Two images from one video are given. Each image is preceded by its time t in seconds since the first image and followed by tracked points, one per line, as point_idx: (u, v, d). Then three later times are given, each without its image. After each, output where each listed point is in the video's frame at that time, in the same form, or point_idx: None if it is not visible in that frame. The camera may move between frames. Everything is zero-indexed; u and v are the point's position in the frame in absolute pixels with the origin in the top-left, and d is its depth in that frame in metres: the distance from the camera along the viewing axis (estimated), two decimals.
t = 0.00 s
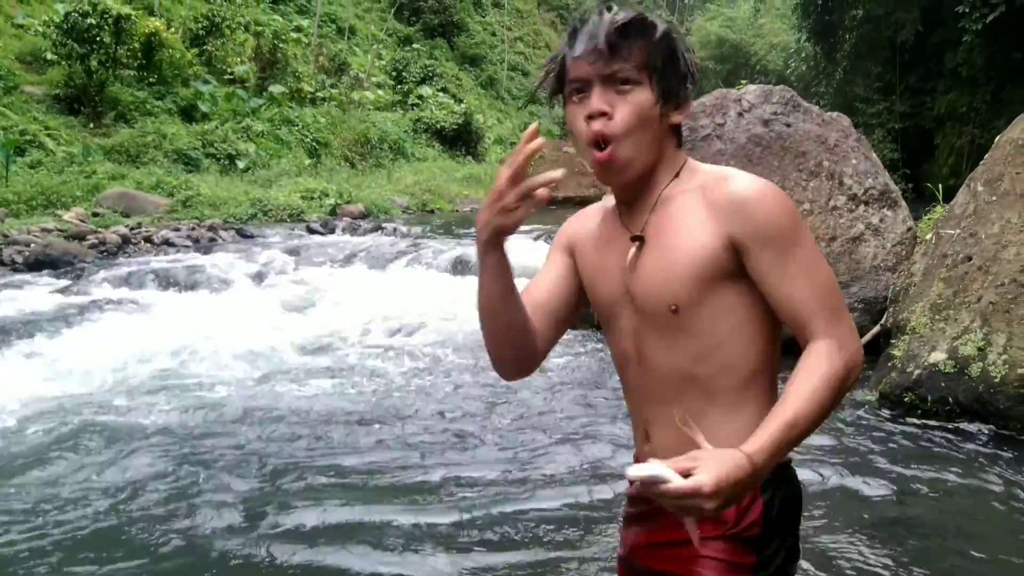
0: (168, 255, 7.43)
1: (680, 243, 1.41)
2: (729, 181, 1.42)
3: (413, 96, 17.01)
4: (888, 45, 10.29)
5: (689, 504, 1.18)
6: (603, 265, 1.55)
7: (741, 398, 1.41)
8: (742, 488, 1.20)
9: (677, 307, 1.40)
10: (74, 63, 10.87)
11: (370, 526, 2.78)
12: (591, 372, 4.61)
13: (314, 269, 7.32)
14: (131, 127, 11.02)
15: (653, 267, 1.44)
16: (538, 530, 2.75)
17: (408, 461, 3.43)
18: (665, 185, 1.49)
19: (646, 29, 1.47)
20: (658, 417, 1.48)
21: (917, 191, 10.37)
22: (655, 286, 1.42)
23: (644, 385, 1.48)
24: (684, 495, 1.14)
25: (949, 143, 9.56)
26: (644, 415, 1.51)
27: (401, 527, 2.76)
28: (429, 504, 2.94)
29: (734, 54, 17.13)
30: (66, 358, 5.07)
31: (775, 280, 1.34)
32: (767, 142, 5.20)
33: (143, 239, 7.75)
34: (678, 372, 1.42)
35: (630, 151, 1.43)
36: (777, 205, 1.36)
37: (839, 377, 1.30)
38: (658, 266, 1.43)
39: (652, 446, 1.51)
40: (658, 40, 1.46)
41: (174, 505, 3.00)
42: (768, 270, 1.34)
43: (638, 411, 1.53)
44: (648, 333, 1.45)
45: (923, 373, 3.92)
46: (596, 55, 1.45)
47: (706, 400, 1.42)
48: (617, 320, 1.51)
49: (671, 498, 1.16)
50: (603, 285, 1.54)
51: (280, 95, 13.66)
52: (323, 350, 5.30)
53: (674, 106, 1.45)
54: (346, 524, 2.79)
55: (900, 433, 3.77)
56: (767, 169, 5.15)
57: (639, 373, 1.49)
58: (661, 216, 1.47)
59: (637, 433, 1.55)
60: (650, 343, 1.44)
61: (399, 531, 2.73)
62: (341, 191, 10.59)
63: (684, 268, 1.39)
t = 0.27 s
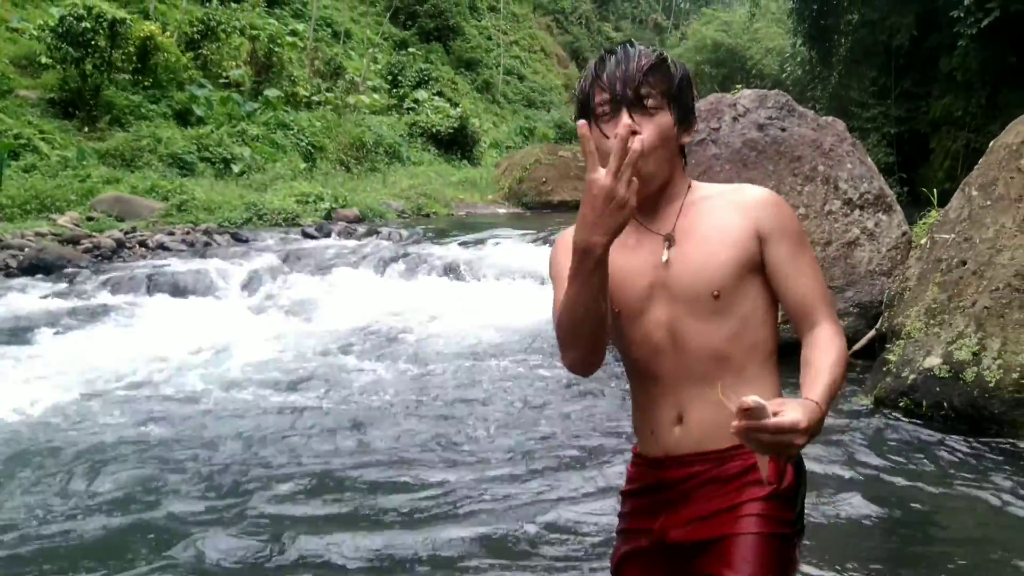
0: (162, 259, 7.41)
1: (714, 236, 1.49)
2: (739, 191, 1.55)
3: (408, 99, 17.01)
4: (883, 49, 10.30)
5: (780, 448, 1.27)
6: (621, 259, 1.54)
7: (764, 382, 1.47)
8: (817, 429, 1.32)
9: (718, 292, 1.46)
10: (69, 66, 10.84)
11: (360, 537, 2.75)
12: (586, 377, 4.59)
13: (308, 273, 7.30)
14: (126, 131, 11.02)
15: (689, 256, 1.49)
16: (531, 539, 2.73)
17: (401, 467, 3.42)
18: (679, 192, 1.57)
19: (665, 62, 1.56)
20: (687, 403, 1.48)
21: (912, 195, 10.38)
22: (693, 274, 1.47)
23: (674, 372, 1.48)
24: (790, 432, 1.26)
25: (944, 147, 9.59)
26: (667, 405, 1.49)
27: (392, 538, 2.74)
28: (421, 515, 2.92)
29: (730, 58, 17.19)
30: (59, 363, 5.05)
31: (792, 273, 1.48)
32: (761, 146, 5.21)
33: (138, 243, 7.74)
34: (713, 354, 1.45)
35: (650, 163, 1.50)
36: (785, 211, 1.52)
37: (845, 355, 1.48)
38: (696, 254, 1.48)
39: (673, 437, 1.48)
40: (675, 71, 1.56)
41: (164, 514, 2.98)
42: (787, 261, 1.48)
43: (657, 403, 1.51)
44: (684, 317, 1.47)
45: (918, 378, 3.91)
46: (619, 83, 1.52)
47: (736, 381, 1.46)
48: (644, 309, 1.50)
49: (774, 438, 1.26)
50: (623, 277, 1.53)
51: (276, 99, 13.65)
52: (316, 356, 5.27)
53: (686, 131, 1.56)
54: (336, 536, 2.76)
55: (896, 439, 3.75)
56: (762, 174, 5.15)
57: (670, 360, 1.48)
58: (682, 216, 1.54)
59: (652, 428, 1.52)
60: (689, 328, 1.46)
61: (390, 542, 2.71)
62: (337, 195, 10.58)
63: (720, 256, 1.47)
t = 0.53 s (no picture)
0: (159, 263, 7.43)
1: (712, 232, 1.51)
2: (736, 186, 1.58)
3: (406, 104, 17.05)
4: (877, 55, 10.35)
5: (784, 433, 1.32)
6: (626, 255, 1.60)
7: (762, 371, 1.52)
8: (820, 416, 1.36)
9: (716, 288, 1.49)
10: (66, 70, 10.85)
11: (357, 546, 2.78)
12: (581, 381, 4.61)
13: (304, 277, 7.33)
14: (123, 134, 11.05)
15: (688, 252, 1.52)
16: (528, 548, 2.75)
17: (398, 470, 3.44)
18: (678, 190, 1.60)
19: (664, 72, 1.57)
20: (689, 392, 1.52)
21: (907, 200, 10.43)
22: (694, 269, 1.50)
23: (676, 363, 1.52)
24: (791, 417, 1.30)
25: (938, 152, 9.65)
26: (669, 394, 1.54)
27: (389, 547, 2.76)
28: (417, 522, 2.95)
29: (726, 63, 17.25)
30: (57, 366, 5.07)
31: (789, 265, 1.51)
32: (755, 151, 5.23)
33: (135, 247, 7.76)
34: (713, 346, 1.49)
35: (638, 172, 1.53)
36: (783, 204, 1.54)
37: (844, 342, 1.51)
38: (695, 251, 1.51)
39: (676, 423, 1.53)
40: (670, 80, 1.56)
41: (163, 518, 2.99)
42: (784, 255, 1.51)
43: (661, 393, 1.55)
44: (685, 311, 1.51)
45: (912, 383, 3.94)
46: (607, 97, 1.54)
47: (736, 370, 1.50)
48: (648, 304, 1.55)
49: (775, 426, 1.31)
50: (629, 274, 1.59)
51: (273, 103, 13.68)
52: (312, 360, 5.29)
53: (681, 133, 1.57)
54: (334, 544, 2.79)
55: (889, 443, 3.78)
56: (756, 179, 5.18)
57: (672, 351, 1.52)
58: (682, 212, 1.57)
59: (654, 416, 1.57)
60: (691, 323, 1.50)
61: (387, 552, 2.73)
62: (334, 199, 10.61)
63: (718, 251, 1.49)
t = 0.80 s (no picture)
0: (154, 266, 7.42)
1: (686, 246, 1.46)
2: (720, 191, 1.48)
3: (401, 106, 17.06)
4: (872, 58, 10.37)
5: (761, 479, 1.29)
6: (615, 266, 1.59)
7: (753, 382, 1.47)
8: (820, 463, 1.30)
9: (688, 304, 1.44)
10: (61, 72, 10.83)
11: (354, 548, 2.77)
12: (576, 385, 4.61)
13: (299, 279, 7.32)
14: (118, 137, 11.04)
15: (664, 267, 1.48)
16: (523, 550, 2.74)
17: (393, 474, 3.44)
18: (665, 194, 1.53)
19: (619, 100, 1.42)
20: (676, 402, 1.50)
21: (902, 203, 10.46)
22: (668, 284, 1.46)
23: (663, 375, 1.51)
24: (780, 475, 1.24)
25: (932, 155, 9.68)
26: (660, 403, 1.53)
27: (386, 549, 2.75)
28: (413, 524, 2.94)
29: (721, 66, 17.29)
30: (50, 370, 5.06)
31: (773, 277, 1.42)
32: (751, 155, 5.22)
33: (130, 249, 7.74)
34: (693, 361, 1.47)
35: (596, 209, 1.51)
36: (764, 209, 1.45)
37: (849, 348, 1.40)
38: (668, 267, 1.47)
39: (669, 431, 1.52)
40: (623, 108, 1.41)
41: (159, 524, 2.98)
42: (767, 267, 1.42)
43: (654, 401, 1.55)
44: (664, 325, 1.48)
45: (906, 387, 3.92)
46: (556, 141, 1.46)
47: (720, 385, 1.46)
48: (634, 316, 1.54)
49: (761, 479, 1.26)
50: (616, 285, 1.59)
51: (268, 106, 13.67)
52: (306, 363, 5.28)
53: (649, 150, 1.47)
54: (332, 547, 2.78)
55: (884, 448, 3.78)
56: (751, 182, 5.17)
57: (657, 363, 1.51)
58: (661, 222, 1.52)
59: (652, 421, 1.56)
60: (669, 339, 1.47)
61: (386, 553, 2.73)
62: (329, 202, 10.60)
63: (691, 268, 1.44)
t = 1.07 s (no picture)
0: (144, 267, 7.40)
1: (663, 247, 1.46)
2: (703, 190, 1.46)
3: (392, 108, 17.07)
4: (863, 62, 10.42)
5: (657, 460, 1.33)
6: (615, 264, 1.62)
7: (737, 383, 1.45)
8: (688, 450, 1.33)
9: (666, 302, 1.46)
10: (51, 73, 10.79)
11: (344, 549, 2.76)
12: (567, 387, 4.62)
13: (290, 281, 7.31)
14: (109, 138, 11.01)
15: (646, 264, 1.49)
16: (515, 550, 2.74)
17: (386, 476, 3.44)
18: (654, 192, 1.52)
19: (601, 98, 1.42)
20: (669, 397, 1.53)
21: (891, 206, 10.51)
22: (647, 281, 1.49)
23: (657, 370, 1.54)
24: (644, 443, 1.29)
25: (922, 159, 9.73)
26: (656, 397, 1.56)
27: (376, 550, 2.75)
28: (404, 525, 2.93)
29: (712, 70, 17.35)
30: (39, 372, 5.04)
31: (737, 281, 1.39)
32: (742, 158, 5.22)
33: (120, 251, 7.72)
34: (677, 358, 1.48)
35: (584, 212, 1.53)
36: (741, 211, 1.41)
37: (791, 359, 1.35)
38: (647, 267, 1.48)
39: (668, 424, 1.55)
40: (602, 112, 1.41)
41: (150, 525, 2.97)
42: (732, 270, 1.39)
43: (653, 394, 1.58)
44: (648, 320, 1.50)
45: (896, 389, 3.95)
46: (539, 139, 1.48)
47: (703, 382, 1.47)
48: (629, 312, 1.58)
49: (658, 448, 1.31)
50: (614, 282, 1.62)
51: (260, 107, 13.65)
52: (298, 364, 5.28)
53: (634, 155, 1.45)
54: (323, 549, 2.77)
55: (874, 449, 3.79)
56: (742, 185, 5.19)
57: (650, 358, 1.54)
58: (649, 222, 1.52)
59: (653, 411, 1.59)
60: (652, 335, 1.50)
61: (377, 554, 2.72)
62: (320, 204, 10.59)
63: (666, 270, 1.45)
